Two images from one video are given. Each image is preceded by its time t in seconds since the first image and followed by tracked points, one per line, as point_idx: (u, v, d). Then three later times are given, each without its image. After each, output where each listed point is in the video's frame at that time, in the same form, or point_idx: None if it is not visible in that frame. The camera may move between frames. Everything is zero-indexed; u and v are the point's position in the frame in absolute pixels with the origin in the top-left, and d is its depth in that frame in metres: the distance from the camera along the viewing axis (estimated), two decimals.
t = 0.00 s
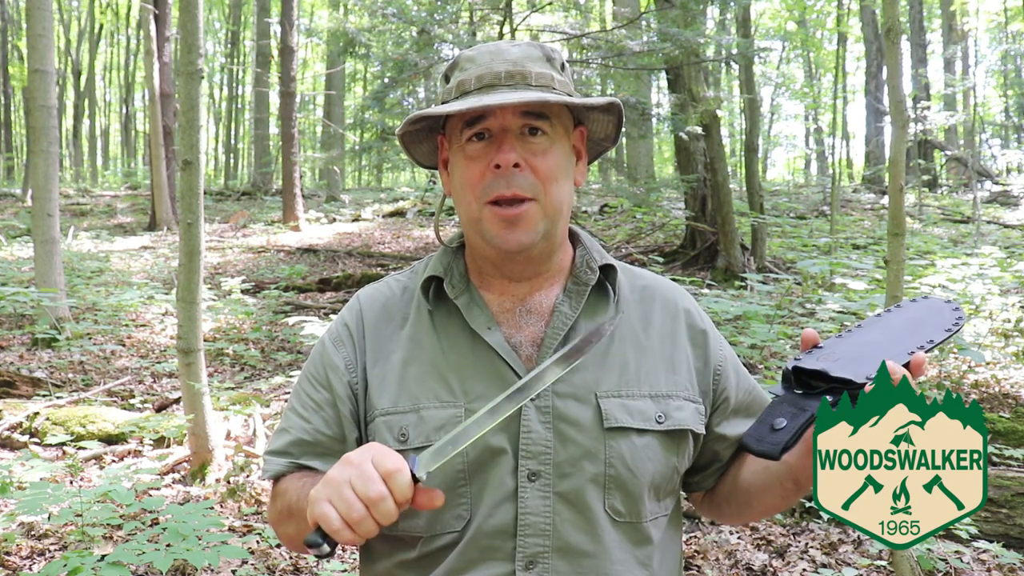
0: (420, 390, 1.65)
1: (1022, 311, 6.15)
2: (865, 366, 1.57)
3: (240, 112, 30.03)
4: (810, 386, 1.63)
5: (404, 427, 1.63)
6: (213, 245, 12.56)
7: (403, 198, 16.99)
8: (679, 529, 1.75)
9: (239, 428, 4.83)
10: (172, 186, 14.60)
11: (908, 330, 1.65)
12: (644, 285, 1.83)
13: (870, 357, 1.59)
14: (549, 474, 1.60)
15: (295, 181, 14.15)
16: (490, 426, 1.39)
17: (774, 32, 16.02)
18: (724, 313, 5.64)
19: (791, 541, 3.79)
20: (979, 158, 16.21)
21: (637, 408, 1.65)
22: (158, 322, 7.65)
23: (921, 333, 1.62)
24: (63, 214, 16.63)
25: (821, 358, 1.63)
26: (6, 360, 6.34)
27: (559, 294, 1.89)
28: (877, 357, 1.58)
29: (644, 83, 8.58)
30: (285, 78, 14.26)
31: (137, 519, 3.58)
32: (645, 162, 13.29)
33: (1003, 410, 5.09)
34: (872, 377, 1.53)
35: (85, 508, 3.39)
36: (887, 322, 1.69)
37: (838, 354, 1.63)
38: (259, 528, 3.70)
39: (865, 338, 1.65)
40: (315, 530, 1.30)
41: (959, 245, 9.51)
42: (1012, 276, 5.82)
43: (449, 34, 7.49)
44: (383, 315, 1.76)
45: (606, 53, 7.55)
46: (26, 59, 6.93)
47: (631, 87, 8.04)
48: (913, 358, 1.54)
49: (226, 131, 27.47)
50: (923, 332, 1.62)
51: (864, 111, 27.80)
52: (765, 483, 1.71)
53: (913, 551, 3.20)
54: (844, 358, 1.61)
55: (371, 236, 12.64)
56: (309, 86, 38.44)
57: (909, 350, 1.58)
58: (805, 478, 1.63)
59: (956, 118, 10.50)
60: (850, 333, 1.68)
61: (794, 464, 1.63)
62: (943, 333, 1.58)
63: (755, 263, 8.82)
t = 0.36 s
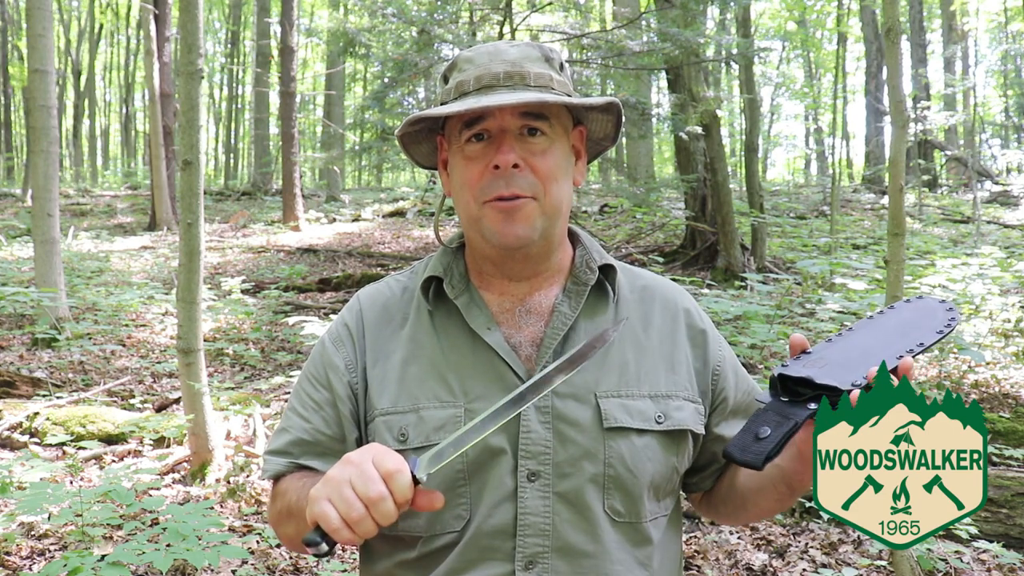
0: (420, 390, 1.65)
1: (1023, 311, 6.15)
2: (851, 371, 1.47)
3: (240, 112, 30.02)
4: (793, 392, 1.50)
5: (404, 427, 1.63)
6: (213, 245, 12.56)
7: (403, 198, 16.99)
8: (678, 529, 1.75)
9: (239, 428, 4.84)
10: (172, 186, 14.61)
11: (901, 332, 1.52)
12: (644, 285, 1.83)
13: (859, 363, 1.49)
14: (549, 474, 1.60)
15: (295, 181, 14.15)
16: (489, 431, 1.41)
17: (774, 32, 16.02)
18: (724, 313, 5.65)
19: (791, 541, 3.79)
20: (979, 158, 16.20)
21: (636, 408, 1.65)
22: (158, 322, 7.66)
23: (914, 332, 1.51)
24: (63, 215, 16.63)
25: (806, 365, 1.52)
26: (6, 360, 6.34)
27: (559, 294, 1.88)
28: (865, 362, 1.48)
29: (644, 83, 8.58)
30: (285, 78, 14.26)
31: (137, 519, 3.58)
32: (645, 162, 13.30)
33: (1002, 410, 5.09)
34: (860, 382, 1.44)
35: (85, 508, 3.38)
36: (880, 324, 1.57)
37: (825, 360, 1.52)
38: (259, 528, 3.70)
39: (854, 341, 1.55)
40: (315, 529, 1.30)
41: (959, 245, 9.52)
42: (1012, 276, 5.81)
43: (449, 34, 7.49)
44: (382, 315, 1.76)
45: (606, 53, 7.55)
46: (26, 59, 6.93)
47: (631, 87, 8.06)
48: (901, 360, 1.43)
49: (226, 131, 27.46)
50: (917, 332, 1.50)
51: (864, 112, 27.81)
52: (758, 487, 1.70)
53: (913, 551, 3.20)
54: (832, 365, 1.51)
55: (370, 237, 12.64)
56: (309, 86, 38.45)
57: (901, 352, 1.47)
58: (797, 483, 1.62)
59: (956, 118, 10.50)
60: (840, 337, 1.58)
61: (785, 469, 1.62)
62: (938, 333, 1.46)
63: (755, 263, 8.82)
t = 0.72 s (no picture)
0: (421, 389, 1.65)
1: (1022, 311, 6.15)
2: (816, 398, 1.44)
3: (240, 112, 30.02)
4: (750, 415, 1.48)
5: (405, 425, 1.63)
6: (213, 245, 12.56)
7: (403, 198, 17.00)
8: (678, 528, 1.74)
9: (239, 428, 4.83)
10: (172, 186, 14.61)
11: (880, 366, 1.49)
12: (642, 282, 1.82)
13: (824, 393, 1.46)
14: (549, 471, 1.60)
15: (295, 181, 14.15)
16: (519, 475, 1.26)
17: (774, 32, 16.02)
18: (724, 313, 5.64)
19: (791, 541, 3.79)
20: (979, 157, 16.20)
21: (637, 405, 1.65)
22: (158, 322, 7.66)
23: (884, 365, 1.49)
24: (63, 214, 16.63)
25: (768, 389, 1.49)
26: (6, 360, 6.34)
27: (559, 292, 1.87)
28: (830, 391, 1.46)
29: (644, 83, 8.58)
30: (285, 78, 14.26)
31: (137, 519, 3.58)
32: (645, 162, 13.30)
33: (1002, 411, 5.09)
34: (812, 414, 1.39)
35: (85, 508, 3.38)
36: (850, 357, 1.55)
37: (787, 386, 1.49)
38: (259, 528, 3.70)
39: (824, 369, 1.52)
40: (321, 525, 1.30)
41: (959, 245, 9.52)
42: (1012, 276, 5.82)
43: (449, 34, 7.50)
44: (383, 315, 1.76)
45: (606, 53, 7.55)
46: (26, 59, 6.93)
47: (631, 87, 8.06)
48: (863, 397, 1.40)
49: (226, 131, 27.46)
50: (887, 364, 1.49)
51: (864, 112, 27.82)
52: (736, 498, 1.62)
53: (913, 551, 3.20)
54: (795, 392, 1.47)
55: (371, 237, 12.64)
56: (309, 86, 38.47)
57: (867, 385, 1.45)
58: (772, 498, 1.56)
59: (956, 118, 10.51)
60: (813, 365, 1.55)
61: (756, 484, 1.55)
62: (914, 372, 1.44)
63: (755, 263, 8.82)
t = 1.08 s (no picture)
0: (419, 391, 1.65)
1: (1022, 311, 6.16)
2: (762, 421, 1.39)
3: (240, 112, 30.01)
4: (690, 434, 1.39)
5: (403, 427, 1.63)
6: (213, 245, 12.56)
7: (402, 198, 17.00)
8: (677, 529, 1.73)
9: (239, 428, 4.83)
10: (172, 186, 14.61)
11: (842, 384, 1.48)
12: (640, 282, 1.81)
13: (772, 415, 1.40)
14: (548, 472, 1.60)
15: (295, 181, 14.15)
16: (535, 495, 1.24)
17: (774, 32, 16.02)
18: (724, 313, 5.64)
19: (791, 541, 3.78)
20: (979, 157, 16.19)
21: (635, 405, 1.65)
22: (158, 322, 7.66)
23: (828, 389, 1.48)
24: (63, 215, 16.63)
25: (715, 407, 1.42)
26: (6, 360, 6.34)
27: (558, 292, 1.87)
28: (780, 412, 1.40)
29: (644, 83, 8.58)
30: (285, 78, 14.25)
31: (137, 519, 3.58)
32: (645, 162, 13.30)
33: (1003, 411, 5.09)
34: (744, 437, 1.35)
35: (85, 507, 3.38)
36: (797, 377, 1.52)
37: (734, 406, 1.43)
38: (259, 528, 3.70)
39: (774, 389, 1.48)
40: (333, 537, 1.28)
41: (959, 245, 9.53)
42: (1012, 276, 5.82)
43: (449, 34, 7.51)
44: (382, 316, 1.76)
45: (606, 53, 7.56)
46: (26, 59, 6.93)
47: (631, 87, 8.07)
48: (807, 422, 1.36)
49: (226, 130, 27.44)
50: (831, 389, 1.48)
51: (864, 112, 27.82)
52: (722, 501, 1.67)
53: (913, 551, 3.20)
54: (741, 413, 1.41)
55: (371, 237, 12.64)
56: (309, 86, 38.50)
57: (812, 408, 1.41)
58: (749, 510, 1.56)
59: (956, 118, 10.51)
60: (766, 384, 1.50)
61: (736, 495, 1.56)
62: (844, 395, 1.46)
63: (755, 263, 8.81)
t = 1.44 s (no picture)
0: (417, 393, 1.65)
1: (1022, 311, 6.16)
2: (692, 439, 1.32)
3: (240, 112, 30.01)
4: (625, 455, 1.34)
5: (402, 429, 1.63)
6: (213, 245, 12.56)
7: (402, 198, 17.00)
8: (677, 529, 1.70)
9: (239, 428, 4.83)
10: (171, 186, 14.61)
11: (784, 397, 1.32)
12: (638, 282, 1.80)
13: (704, 432, 1.32)
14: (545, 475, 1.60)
15: (295, 181, 14.15)
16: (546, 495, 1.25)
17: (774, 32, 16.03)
18: (724, 313, 5.65)
19: (791, 541, 3.79)
20: (979, 157, 16.18)
21: (633, 407, 1.64)
22: (158, 322, 7.66)
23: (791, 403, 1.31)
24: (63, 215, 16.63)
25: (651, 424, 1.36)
26: (6, 360, 6.34)
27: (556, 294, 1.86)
28: (714, 430, 1.32)
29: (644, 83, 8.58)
30: (285, 78, 14.25)
31: (137, 519, 3.58)
32: (645, 162, 13.30)
33: (1003, 411, 5.09)
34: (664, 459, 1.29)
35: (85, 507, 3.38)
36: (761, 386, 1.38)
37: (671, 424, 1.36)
38: (259, 528, 3.70)
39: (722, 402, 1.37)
40: (365, 533, 1.27)
41: (959, 245, 9.53)
42: (1011, 276, 5.82)
43: (449, 34, 7.52)
44: (380, 317, 1.75)
45: (606, 53, 7.55)
46: (26, 59, 6.93)
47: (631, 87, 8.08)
48: (732, 440, 1.28)
49: (226, 130, 27.44)
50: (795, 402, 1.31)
51: (864, 112, 27.81)
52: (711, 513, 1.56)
53: (913, 551, 3.19)
54: (667, 432, 1.34)
55: (370, 237, 12.64)
56: (309, 86, 38.51)
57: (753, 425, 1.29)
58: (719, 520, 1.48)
59: (956, 118, 10.50)
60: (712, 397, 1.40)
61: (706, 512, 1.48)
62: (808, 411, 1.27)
63: (755, 263, 8.81)
